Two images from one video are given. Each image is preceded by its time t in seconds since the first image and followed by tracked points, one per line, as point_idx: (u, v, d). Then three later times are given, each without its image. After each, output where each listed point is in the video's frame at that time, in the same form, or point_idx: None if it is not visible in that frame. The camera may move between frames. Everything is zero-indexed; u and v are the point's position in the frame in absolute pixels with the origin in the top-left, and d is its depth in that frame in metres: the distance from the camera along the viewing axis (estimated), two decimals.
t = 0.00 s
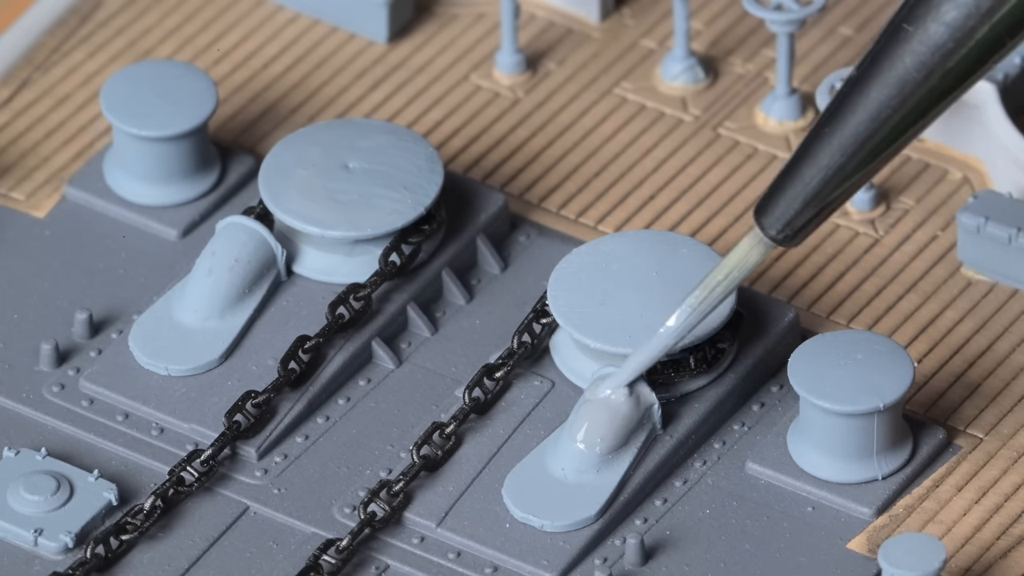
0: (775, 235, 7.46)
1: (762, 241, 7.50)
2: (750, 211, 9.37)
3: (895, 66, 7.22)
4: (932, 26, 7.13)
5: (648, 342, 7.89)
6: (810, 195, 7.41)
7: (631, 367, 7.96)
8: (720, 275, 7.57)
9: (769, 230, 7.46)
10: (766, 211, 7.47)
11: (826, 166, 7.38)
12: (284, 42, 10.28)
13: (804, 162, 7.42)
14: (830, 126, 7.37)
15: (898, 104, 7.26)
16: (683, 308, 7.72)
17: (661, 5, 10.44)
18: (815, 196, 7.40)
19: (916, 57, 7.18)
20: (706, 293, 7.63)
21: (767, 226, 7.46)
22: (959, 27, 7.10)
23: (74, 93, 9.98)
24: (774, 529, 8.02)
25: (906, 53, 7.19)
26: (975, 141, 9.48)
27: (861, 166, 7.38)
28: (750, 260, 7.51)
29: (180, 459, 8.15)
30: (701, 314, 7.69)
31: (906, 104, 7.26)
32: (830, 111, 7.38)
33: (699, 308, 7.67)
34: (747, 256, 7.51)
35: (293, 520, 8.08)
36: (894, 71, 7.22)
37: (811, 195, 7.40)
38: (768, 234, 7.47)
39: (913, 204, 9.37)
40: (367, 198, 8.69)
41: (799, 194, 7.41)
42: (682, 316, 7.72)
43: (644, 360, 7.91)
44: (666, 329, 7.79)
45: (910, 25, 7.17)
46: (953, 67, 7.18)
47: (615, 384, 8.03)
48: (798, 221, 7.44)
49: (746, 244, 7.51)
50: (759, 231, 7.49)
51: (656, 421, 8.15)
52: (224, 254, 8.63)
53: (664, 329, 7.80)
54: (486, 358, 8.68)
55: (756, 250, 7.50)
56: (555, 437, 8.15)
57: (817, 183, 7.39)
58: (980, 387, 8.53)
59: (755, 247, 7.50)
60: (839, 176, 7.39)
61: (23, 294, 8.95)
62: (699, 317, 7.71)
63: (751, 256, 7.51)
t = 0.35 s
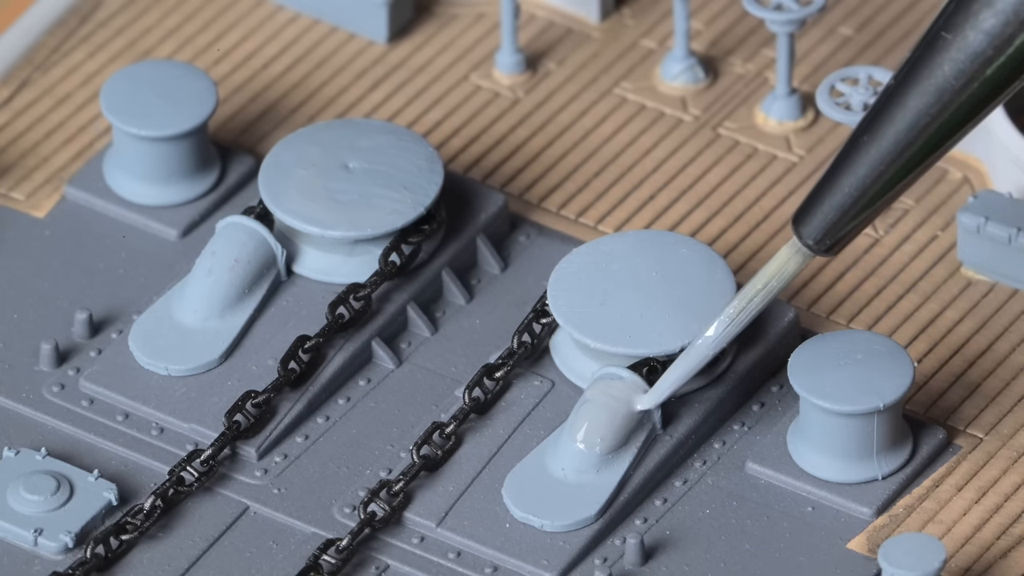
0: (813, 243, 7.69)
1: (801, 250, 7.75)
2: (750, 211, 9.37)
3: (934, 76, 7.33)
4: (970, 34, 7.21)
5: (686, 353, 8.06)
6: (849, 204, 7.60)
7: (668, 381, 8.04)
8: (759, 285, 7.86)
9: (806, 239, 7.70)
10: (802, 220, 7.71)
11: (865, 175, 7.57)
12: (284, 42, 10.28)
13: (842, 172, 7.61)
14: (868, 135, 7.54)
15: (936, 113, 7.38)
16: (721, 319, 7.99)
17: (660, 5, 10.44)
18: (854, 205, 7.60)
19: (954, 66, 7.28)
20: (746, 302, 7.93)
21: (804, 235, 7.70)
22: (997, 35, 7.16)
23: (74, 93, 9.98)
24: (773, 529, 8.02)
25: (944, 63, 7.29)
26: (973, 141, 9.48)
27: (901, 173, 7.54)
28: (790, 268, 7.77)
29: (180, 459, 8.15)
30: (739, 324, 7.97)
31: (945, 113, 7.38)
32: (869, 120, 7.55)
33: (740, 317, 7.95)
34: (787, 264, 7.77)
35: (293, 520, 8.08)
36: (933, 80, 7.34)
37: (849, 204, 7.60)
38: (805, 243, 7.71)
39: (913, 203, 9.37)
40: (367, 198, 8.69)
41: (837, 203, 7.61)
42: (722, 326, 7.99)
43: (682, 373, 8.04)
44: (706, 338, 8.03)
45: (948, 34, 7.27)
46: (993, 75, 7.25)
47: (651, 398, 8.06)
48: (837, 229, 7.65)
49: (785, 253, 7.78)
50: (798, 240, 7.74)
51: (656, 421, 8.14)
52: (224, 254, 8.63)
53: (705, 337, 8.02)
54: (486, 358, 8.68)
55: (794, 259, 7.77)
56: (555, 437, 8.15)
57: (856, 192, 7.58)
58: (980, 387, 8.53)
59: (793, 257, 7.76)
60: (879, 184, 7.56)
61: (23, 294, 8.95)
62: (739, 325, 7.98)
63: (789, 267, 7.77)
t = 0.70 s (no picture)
0: (831, 255, 7.71)
1: (818, 263, 7.84)
2: (750, 211, 9.37)
3: (950, 87, 7.33)
4: (986, 46, 7.20)
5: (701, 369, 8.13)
6: (867, 215, 7.62)
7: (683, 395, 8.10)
8: (777, 297, 7.97)
9: (824, 251, 7.73)
10: (820, 231, 7.74)
11: (882, 187, 7.58)
12: (284, 42, 10.28)
13: (859, 183, 7.63)
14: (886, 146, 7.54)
15: (952, 124, 7.38)
16: (738, 331, 8.08)
17: (660, 5, 10.44)
18: (872, 216, 7.61)
19: (970, 77, 7.28)
20: (763, 316, 8.03)
21: (821, 247, 7.73)
22: (1014, 46, 7.15)
23: (74, 93, 9.98)
24: (773, 528, 8.02)
25: (961, 74, 7.29)
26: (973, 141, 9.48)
27: (918, 185, 7.56)
28: (806, 281, 7.88)
29: (180, 459, 8.15)
30: (756, 336, 8.08)
31: (961, 124, 7.39)
32: (886, 131, 7.56)
33: (756, 330, 8.06)
34: (803, 277, 7.87)
35: (294, 520, 8.08)
36: (949, 92, 7.34)
37: (867, 215, 7.62)
38: (823, 255, 7.74)
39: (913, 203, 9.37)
40: (367, 198, 8.69)
41: (855, 214, 7.63)
42: (739, 340, 8.08)
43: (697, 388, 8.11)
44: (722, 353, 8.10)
45: (964, 44, 7.26)
46: (1010, 84, 7.25)
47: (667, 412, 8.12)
48: (854, 241, 7.67)
49: (802, 266, 7.87)
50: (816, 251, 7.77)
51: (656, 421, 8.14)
52: (225, 254, 8.63)
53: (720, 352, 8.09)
54: (486, 357, 8.68)
55: (811, 271, 7.86)
56: (555, 437, 8.15)
57: (874, 204, 7.60)
58: (980, 387, 8.53)
59: (810, 269, 7.85)
60: (897, 195, 7.58)
61: (23, 294, 8.94)
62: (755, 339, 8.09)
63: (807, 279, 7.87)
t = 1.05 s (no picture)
0: (809, 241, 7.34)
1: (796, 248, 7.41)
2: (750, 211, 9.37)
3: (931, 73, 7.04)
4: (967, 32, 6.92)
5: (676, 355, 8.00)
6: (846, 202, 7.27)
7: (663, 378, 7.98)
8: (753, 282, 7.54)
9: (802, 237, 7.35)
10: (798, 217, 7.37)
11: (861, 173, 7.25)
12: (284, 42, 10.28)
13: (837, 169, 7.29)
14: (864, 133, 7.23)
15: (932, 112, 7.09)
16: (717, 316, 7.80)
17: (660, 5, 10.44)
18: (849, 203, 7.27)
19: (950, 65, 6.99)
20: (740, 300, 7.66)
21: (798, 232, 7.36)
22: (995, 33, 6.88)
23: (74, 93, 9.98)
24: (773, 529, 8.02)
25: (941, 60, 7.00)
26: (974, 141, 9.49)
27: (896, 174, 7.25)
28: (783, 266, 7.43)
29: (180, 459, 8.15)
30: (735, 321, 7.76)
31: (939, 113, 7.10)
32: (864, 117, 7.25)
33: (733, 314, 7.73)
34: (781, 263, 7.43)
35: (293, 520, 8.08)
36: (929, 78, 7.05)
37: (844, 202, 7.27)
38: (800, 241, 7.36)
39: (913, 203, 9.37)
40: (367, 198, 8.69)
41: (832, 201, 7.28)
42: (716, 324, 7.82)
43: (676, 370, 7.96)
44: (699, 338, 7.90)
45: (946, 30, 6.97)
46: (990, 73, 6.97)
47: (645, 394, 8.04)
48: (832, 227, 7.31)
49: (778, 251, 7.44)
50: (793, 238, 7.39)
51: (657, 421, 8.14)
52: (224, 254, 8.63)
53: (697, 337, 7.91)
54: (486, 358, 8.68)
55: (789, 257, 7.43)
56: (555, 437, 8.15)
57: (851, 191, 7.26)
58: (980, 387, 8.53)
59: (787, 255, 7.42)
60: (874, 183, 7.26)
61: (23, 294, 8.95)
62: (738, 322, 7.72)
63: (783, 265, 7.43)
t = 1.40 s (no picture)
0: (790, 176, 7.27)
1: (775, 183, 7.32)
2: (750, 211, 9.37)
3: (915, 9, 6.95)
4: None
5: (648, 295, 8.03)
6: (825, 137, 7.22)
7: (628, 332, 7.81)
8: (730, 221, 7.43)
9: (782, 173, 7.29)
10: (778, 150, 7.30)
11: (842, 109, 7.19)
12: (285, 42, 10.28)
13: (818, 105, 7.23)
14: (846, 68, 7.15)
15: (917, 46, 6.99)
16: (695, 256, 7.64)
17: (660, 5, 10.44)
18: (828, 140, 7.22)
19: None
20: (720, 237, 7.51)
21: (782, 166, 7.28)
22: None
23: (74, 93, 9.98)
24: (773, 529, 8.02)
25: None
26: (974, 141, 9.49)
27: (878, 109, 7.17)
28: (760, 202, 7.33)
29: (180, 459, 8.15)
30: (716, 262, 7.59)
31: (924, 47, 7.00)
32: (846, 55, 7.18)
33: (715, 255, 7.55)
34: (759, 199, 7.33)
35: (293, 520, 8.08)
36: (913, 13, 6.96)
37: (824, 139, 7.22)
38: (781, 175, 7.30)
39: (913, 203, 9.37)
40: (367, 198, 8.69)
41: (813, 136, 7.23)
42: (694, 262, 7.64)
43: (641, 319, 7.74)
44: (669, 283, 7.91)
45: None
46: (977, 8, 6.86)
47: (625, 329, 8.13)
48: (813, 165, 7.26)
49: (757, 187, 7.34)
50: (775, 173, 7.31)
51: (656, 421, 8.14)
52: (224, 253, 8.63)
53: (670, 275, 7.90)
54: (486, 358, 8.68)
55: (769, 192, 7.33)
56: (555, 437, 8.15)
57: (831, 126, 7.20)
58: (980, 387, 8.53)
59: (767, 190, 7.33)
60: (855, 120, 7.20)
61: (23, 294, 8.95)
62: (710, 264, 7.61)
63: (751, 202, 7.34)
